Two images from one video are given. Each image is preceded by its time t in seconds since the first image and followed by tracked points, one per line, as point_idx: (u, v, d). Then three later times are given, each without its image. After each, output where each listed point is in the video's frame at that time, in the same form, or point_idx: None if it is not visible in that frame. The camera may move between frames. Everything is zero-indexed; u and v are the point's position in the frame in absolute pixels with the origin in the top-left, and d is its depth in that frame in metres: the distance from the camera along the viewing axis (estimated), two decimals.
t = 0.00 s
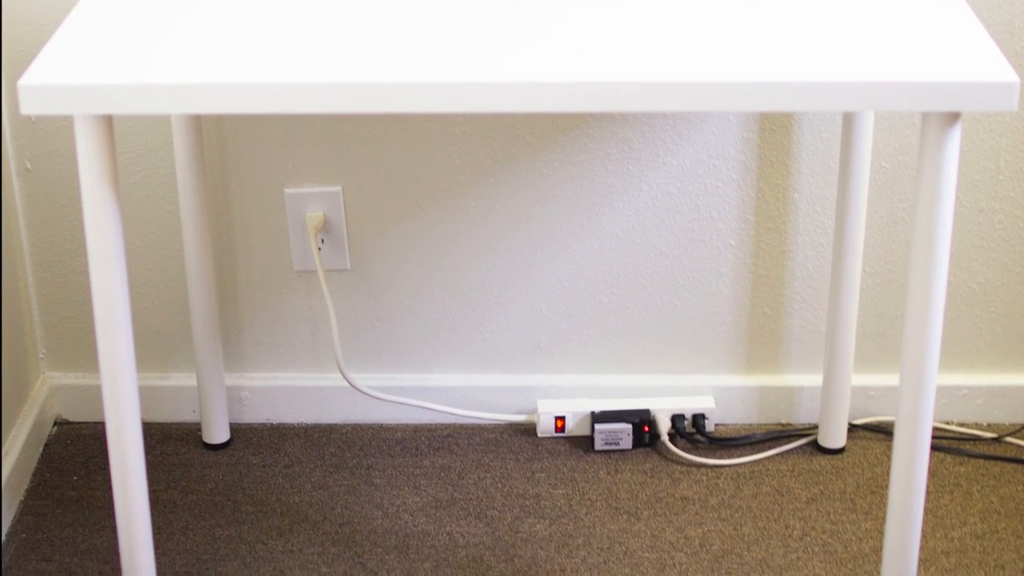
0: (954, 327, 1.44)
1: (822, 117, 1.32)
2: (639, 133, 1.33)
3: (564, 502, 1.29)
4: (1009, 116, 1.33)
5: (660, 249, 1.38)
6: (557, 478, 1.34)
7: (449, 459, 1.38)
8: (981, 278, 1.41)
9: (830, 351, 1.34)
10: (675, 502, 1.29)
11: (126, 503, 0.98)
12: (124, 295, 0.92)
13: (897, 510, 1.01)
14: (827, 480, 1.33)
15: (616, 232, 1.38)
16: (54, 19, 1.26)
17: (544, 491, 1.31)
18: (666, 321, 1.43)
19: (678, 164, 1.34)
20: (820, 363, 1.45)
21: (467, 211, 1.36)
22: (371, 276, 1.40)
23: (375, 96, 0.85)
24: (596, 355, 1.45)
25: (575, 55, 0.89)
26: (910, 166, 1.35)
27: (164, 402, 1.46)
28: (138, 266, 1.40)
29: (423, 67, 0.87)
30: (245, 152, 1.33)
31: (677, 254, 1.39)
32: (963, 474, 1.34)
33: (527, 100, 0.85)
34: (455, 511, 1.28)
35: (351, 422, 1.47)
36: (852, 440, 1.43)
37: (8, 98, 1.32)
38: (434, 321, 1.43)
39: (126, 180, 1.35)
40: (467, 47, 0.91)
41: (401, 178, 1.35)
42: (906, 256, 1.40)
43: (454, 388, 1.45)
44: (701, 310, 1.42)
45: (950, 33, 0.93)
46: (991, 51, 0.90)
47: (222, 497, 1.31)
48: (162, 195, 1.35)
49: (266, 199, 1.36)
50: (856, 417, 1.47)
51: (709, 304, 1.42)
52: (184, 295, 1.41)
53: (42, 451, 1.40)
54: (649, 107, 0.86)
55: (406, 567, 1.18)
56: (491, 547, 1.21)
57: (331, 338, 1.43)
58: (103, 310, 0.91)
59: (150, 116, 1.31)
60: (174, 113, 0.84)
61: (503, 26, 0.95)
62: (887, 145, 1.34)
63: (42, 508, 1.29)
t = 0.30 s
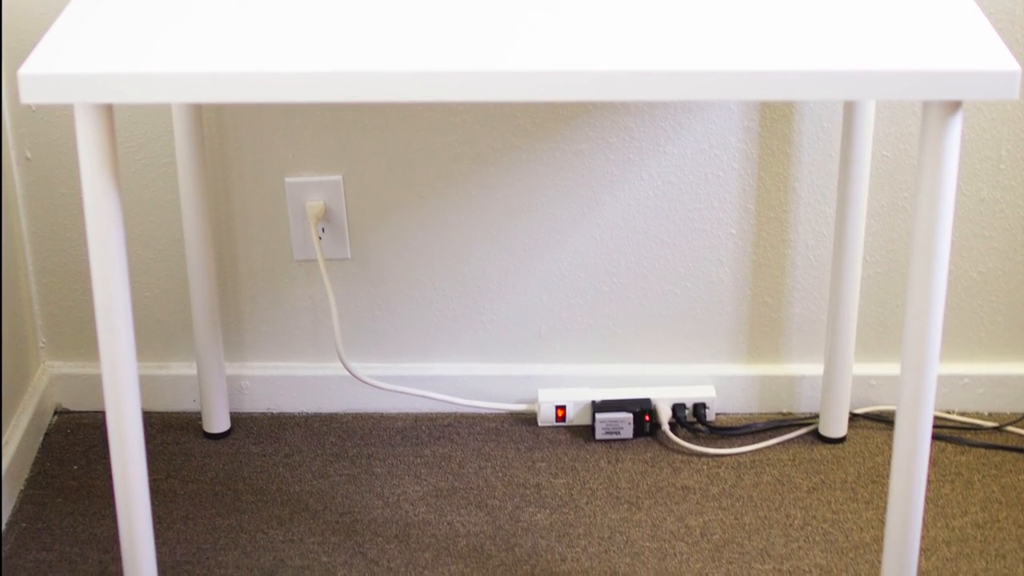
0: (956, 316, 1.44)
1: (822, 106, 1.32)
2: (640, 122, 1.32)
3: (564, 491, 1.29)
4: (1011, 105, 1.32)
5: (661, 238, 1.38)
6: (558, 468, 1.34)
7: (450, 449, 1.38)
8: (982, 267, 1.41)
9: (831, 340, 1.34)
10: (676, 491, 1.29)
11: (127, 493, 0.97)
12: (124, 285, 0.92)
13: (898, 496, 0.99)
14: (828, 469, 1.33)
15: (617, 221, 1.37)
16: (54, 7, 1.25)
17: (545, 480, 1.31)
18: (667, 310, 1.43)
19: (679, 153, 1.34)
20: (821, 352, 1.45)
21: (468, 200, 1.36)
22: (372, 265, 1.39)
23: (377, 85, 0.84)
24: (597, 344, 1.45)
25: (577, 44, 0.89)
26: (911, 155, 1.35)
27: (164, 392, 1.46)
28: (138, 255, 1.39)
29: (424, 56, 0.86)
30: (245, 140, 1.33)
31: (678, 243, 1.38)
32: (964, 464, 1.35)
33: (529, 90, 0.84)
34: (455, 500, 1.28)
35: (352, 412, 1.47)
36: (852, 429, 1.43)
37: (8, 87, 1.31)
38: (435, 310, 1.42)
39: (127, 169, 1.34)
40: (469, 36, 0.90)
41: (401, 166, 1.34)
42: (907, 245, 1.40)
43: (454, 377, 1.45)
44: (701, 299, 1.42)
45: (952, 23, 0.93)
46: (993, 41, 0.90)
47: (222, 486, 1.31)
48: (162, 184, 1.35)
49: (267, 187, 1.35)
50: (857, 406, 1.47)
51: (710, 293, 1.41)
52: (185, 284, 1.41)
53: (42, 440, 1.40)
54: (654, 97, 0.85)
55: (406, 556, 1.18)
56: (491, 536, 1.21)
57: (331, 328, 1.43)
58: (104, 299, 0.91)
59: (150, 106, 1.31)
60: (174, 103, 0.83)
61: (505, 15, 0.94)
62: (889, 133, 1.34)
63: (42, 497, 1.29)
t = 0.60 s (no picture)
0: (957, 306, 1.44)
1: (823, 95, 1.31)
2: (641, 111, 1.32)
3: (565, 480, 1.29)
4: (1012, 94, 1.32)
5: (661, 227, 1.38)
6: (559, 457, 1.34)
7: (450, 438, 1.38)
8: (983, 256, 1.41)
9: (832, 329, 1.34)
10: (677, 481, 1.29)
11: (127, 483, 0.97)
12: (124, 274, 0.91)
13: (899, 487, 0.99)
14: (829, 459, 1.33)
15: (618, 210, 1.37)
16: None
17: (545, 470, 1.32)
18: (668, 299, 1.42)
19: (679, 143, 1.34)
20: (822, 341, 1.45)
21: (468, 189, 1.36)
22: (372, 254, 1.39)
23: (378, 73, 0.83)
24: (597, 333, 1.45)
25: (579, 33, 0.88)
26: (913, 144, 1.35)
27: (165, 381, 1.45)
28: (139, 244, 1.39)
29: (425, 45, 0.86)
30: (245, 129, 1.33)
31: (679, 232, 1.38)
32: (966, 453, 1.35)
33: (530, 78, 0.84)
34: (456, 489, 1.28)
35: (352, 401, 1.47)
36: (853, 419, 1.43)
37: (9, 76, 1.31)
38: (436, 299, 1.42)
39: (127, 158, 1.34)
40: (470, 25, 0.90)
41: (402, 155, 1.34)
42: (908, 234, 1.40)
43: (455, 366, 1.45)
44: (702, 288, 1.42)
45: (953, 11, 0.92)
46: (994, 30, 0.89)
47: (223, 476, 1.31)
48: (162, 173, 1.35)
49: (268, 176, 1.35)
50: (858, 395, 1.47)
51: (712, 283, 1.41)
52: (185, 273, 1.41)
53: (42, 429, 1.39)
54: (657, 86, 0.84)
55: (407, 546, 1.18)
56: (491, 525, 1.21)
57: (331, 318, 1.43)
58: (104, 288, 0.91)
59: (150, 95, 1.30)
60: (175, 91, 0.82)
61: (507, 4, 0.94)
62: (890, 122, 1.34)
63: (42, 486, 1.29)
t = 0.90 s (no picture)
0: (958, 295, 1.44)
1: (824, 84, 1.31)
2: (641, 100, 1.32)
3: (566, 470, 1.29)
4: (1014, 82, 1.32)
5: (662, 216, 1.38)
6: (560, 447, 1.34)
7: (451, 427, 1.38)
8: (984, 245, 1.41)
9: (833, 318, 1.33)
10: (678, 470, 1.29)
11: (127, 473, 0.97)
12: (124, 265, 0.91)
13: (900, 477, 0.99)
14: (830, 448, 1.33)
15: (618, 199, 1.37)
16: None
17: (546, 459, 1.32)
18: (669, 289, 1.42)
19: (680, 132, 1.33)
20: (823, 330, 1.45)
21: (469, 178, 1.35)
22: (372, 243, 1.39)
23: (380, 62, 0.83)
24: (598, 322, 1.44)
25: (580, 22, 0.88)
26: (914, 132, 1.35)
27: (165, 370, 1.45)
28: (139, 233, 1.38)
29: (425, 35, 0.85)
30: (245, 118, 1.32)
31: (679, 221, 1.38)
32: (966, 442, 1.35)
33: (531, 68, 0.83)
34: (457, 479, 1.28)
35: (352, 390, 1.46)
36: (854, 408, 1.43)
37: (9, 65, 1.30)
38: (437, 288, 1.42)
39: (127, 146, 1.33)
40: (470, 15, 0.89)
41: (402, 144, 1.34)
42: (909, 223, 1.39)
43: (456, 355, 1.45)
44: (702, 278, 1.42)
45: None
46: (996, 19, 0.89)
47: (223, 465, 1.30)
48: (162, 162, 1.34)
49: (268, 165, 1.34)
50: (859, 384, 1.47)
51: (713, 272, 1.41)
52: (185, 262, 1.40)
53: (43, 418, 1.39)
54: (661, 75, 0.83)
55: (407, 535, 1.18)
56: (492, 515, 1.21)
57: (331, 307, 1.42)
58: (103, 279, 0.90)
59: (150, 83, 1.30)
60: (175, 80, 0.82)
61: None
62: (891, 111, 1.34)
63: (42, 476, 1.29)
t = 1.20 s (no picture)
0: (959, 284, 1.44)
1: (825, 72, 1.31)
2: (642, 88, 1.31)
3: (567, 459, 1.29)
4: (1015, 71, 1.32)
5: (663, 205, 1.37)
6: (560, 436, 1.34)
7: (451, 416, 1.38)
8: (985, 235, 1.41)
9: (834, 307, 1.33)
10: (679, 459, 1.29)
11: (128, 464, 0.97)
12: (124, 254, 0.90)
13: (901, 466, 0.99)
14: (831, 437, 1.33)
15: (619, 187, 1.36)
16: None
17: (547, 448, 1.32)
18: (670, 278, 1.42)
19: (681, 120, 1.33)
20: (824, 319, 1.45)
21: (470, 167, 1.35)
22: (373, 232, 1.38)
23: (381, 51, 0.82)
24: (599, 311, 1.44)
25: (581, 11, 0.87)
26: (915, 121, 1.34)
27: (165, 359, 1.45)
28: (139, 222, 1.38)
29: (425, 24, 0.84)
30: (246, 107, 1.32)
31: (680, 210, 1.38)
32: (967, 431, 1.35)
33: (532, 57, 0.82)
34: (458, 468, 1.28)
35: (353, 380, 1.46)
36: (854, 397, 1.43)
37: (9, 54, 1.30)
38: (437, 277, 1.42)
39: (127, 135, 1.33)
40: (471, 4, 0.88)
41: (402, 133, 1.33)
42: (910, 212, 1.39)
43: (457, 344, 1.44)
44: (703, 267, 1.41)
45: None
46: (999, 7, 0.88)
47: (223, 454, 1.30)
48: (162, 151, 1.34)
49: (268, 154, 1.34)
50: (860, 373, 1.47)
51: (714, 261, 1.41)
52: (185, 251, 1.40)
53: (43, 408, 1.39)
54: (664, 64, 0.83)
55: (408, 524, 1.18)
56: (493, 504, 1.21)
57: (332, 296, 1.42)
58: (103, 268, 0.90)
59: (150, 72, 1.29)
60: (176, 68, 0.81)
61: None
62: (892, 100, 1.33)
63: (42, 465, 1.28)
